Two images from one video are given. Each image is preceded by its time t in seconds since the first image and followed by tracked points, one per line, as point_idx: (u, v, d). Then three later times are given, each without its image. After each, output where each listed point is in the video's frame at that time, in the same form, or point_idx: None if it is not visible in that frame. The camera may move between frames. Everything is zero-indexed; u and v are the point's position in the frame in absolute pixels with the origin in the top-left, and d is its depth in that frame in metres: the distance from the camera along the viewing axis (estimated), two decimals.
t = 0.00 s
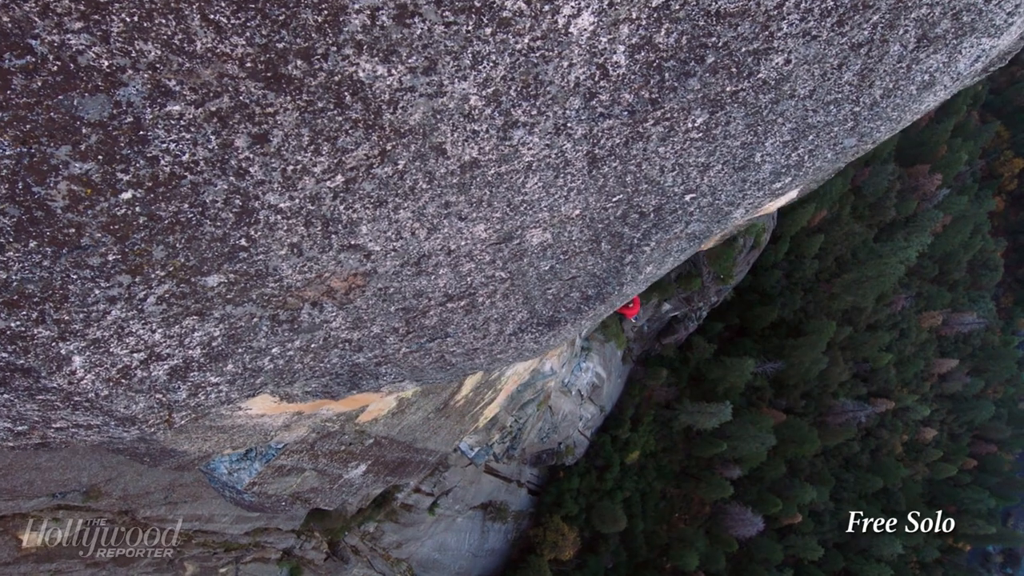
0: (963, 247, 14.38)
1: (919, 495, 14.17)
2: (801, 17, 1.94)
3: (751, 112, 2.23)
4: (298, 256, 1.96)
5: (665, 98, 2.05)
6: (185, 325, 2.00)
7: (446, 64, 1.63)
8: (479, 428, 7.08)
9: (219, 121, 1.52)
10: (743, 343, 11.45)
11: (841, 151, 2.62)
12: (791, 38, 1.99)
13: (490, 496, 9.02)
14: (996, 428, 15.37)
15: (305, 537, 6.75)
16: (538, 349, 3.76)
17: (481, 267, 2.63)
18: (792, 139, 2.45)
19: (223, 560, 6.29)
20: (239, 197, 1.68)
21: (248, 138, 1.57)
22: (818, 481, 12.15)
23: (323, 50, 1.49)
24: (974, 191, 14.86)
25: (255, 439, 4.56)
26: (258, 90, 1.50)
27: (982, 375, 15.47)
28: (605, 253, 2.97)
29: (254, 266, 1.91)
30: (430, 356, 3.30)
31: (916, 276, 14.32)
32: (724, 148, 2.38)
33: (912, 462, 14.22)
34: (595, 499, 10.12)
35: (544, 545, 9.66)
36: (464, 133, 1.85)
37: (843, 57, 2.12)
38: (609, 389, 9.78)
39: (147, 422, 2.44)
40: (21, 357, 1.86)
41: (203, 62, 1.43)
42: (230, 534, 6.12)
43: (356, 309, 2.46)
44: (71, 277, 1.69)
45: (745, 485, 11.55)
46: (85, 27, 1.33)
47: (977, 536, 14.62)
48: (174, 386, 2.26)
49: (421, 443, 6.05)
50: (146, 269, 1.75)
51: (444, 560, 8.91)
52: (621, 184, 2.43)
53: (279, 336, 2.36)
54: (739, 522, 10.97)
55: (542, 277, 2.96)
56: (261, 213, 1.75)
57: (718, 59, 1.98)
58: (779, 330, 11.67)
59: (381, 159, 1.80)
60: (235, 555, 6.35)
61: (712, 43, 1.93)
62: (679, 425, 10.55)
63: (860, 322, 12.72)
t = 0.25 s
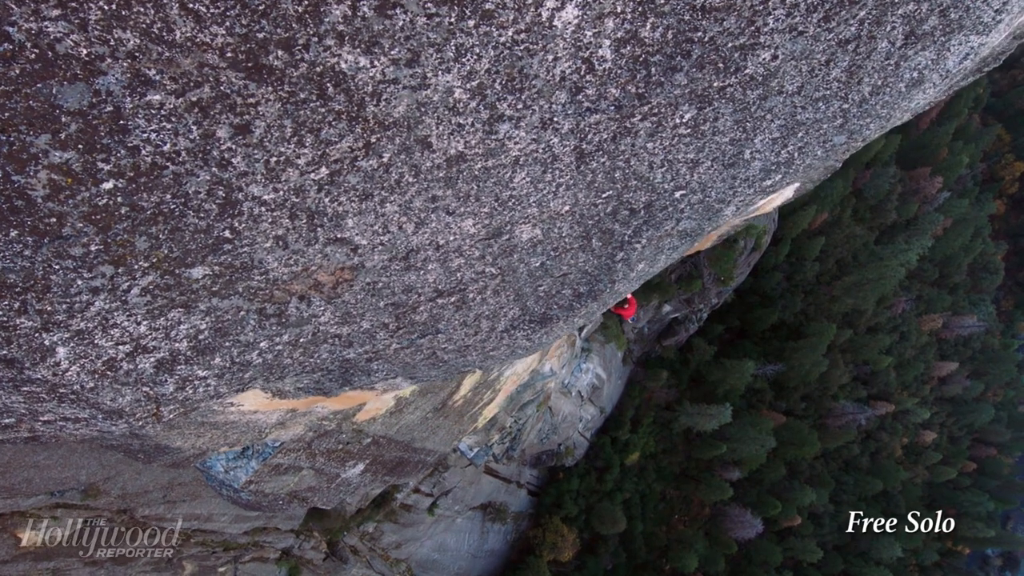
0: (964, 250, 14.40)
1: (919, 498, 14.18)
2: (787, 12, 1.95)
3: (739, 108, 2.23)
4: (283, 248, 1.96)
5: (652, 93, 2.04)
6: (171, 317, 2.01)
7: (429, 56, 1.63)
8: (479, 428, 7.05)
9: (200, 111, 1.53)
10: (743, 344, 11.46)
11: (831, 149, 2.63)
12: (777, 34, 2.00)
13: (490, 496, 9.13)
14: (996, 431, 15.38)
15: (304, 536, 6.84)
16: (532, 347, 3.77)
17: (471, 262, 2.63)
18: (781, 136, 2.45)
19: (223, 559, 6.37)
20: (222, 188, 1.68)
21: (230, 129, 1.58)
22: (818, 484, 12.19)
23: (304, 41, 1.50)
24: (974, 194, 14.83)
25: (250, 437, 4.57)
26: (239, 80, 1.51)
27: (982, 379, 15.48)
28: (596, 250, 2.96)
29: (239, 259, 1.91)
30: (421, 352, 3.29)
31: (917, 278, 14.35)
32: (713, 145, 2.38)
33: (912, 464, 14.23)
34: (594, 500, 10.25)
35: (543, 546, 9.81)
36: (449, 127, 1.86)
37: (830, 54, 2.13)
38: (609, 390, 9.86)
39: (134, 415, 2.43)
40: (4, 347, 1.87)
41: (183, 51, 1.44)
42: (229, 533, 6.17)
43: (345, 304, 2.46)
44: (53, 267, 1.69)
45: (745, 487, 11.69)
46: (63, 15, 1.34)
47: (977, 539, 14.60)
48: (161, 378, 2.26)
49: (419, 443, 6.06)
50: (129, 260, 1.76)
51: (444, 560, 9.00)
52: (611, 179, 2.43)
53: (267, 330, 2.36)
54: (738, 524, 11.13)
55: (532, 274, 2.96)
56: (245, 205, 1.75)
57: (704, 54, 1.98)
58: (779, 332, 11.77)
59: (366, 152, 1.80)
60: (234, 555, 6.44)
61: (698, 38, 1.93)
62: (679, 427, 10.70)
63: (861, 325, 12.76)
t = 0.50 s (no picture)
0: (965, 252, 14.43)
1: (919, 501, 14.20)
2: (773, 7, 1.95)
3: (727, 103, 2.23)
4: (268, 241, 1.96)
5: (639, 87, 2.04)
6: (156, 310, 2.01)
7: (412, 49, 1.64)
8: (478, 428, 7.07)
9: (181, 102, 1.54)
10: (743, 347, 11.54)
11: (821, 145, 2.62)
12: (764, 29, 2.00)
13: (490, 497, 9.34)
14: (997, 434, 15.39)
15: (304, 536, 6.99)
16: (526, 344, 3.77)
17: (460, 258, 2.63)
18: (771, 132, 2.45)
19: (223, 559, 6.50)
20: (205, 179, 1.69)
21: (211, 120, 1.59)
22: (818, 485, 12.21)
23: (285, 32, 1.51)
24: (976, 197, 14.91)
25: (244, 435, 4.60)
26: (220, 71, 1.52)
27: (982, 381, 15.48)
28: (587, 247, 2.96)
29: (224, 252, 1.91)
30: (412, 348, 3.28)
31: (918, 281, 14.40)
32: (702, 141, 2.38)
33: (912, 467, 14.23)
34: (594, 501, 10.43)
35: (542, 547, 10.01)
36: (434, 121, 1.85)
37: (818, 49, 2.13)
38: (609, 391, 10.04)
39: (122, 409, 2.44)
40: None
41: (162, 41, 1.45)
42: (229, 533, 6.34)
43: (333, 299, 2.46)
44: (35, 258, 1.70)
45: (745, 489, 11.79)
46: (40, 4, 1.35)
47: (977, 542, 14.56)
48: (147, 372, 2.26)
49: (417, 443, 6.07)
50: (112, 251, 1.76)
51: (444, 561, 9.18)
52: (599, 175, 2.43)
53: (255, 325, 2.36)
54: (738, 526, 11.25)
55: (523, 270, 2.95)
56: (228, 197, 1.75)
57: (690, 49, 1.99)
58: (780, 334, 11.86)
59: (350, 145, 1.80)
60: (233, 555, 6.57)
61: (684, 32, 1.94)
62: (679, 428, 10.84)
63: (861, 327, 12.83)
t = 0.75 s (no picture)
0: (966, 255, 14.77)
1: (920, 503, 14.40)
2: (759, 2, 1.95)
3: (715, 99, 2.23)
4: (254, 235, 1.96)
5: (625, 82, 2.04)
6: (142, 303, 2.02)
7: (394, 41, 1.65)
8: (478, 429, 7.14)
9: (162, 93, 1.55)
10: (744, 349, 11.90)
11: (812, 142, 2.62)
12: (750, 23, 2.00)
13: (490, 499, 9.68)
14: (998, 437, 15.74)
15: (303, 535, 7.38)
16: (519, 342, 3.78)
17: (450, 253, 2.62)
18: (761, 128, 2.45)
19: (223, 556, 6.88)
20: (188, 171, 1.70)
21: (193, 112, 1.60)
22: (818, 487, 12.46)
23: (266, 23, 1.52)
24: (978, 199, 15.31)
25: (240, 434, 4.63)
26: (201, 62, 1.53)
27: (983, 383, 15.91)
28: (578, 244, 2.96)
29: (208, 245, 1.91)
30: (403, 345, 3.28)
31: (920, 283, 14.68)
32: (691, 137, 2.38)
33: (913, 469, 14.45)
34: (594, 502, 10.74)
35: (543, 547, 10.31)
36: (419, 114, 1.86)
37: (806, 44, 2.12)
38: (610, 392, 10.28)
39: (111, 403, 2.44)
40: None
41: (142, 32, 1.46)
42: (228, 532, 6.69)
43: (321, 293, 2.45)
44: (18, 249, 1.71)
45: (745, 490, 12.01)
46: None
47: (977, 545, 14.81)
48: (135, 366, 2.26)
49: (416, 442, 6.20)
50: (96, 243, 1.77)
51: (444, 560, 9.58)
52: (588, 171, 2.43)
53: (243, 320, 2.36)
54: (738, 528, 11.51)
55: (514, 267, 2.95)
56: (212, 189, 1.76)
57: (677, 42, 1.98)
58: (780, 336, 12.13)
59: (335, 138, 1.80)
60: (233, 555, 6.95)
61: (670, 26, 1.94)
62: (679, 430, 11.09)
63: (862, 329, 13.17)
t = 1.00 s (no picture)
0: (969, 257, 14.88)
1: (922, 505, 14.49)
2: None
3: (704, 94, 2.23)
4: (240, 229, 1.96)
5: (612, 76, 2.04)
6: (129, 297, 2.02)
7: (377, 34, 1.65)
8: (478, 429, 7.15)
9: (143, 85, 1.56)
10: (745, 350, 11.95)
11: (803, 139, 2.61)
12: (738, 17, 2.00)
13: (490, 499, 9.69)
14: (1001, 439, 15.82)
15: (303, 535, 7.41)
16: (513, 340, 3.79)
17: (440, 250, 2.63)
18: (751, 124, 2.45)
19: (223, 556, 6.90)
20: (171, 164, 1.71)
21: (175, 104, 1.61)
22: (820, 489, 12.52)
23: (247, 15, 1.52)
24: (981, 201, 15.38)
25: (234, 432, 4.63)
26: (181, 54, 1.54)
27: (987, 386, 15.99)
28: (570, 240, 2.96)
29: (194, 238, 1.92)
30: (395, 342, 3.29)
31: (922, 285, 14.77)
32: (680, 132, 2.38)
33: (915, 471, 14.56)
34: (594, 503, 10.73)
35: (544, 549, 10.29)
36: (404, 108, 1.86)
37: (793, 39, 2.12)
38: (611, 393, 10.31)
39: (100, 397, 2.45)
40: None
41: (121, 23, 1.46)
42: (229, 531, 6.72)
43: (309, 288, 2.45)
44: (2, 241, 1.72)
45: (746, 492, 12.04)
46: None
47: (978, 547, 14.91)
48: (123, 360, 2.27)
49: (415, 442, 6.19)
50: (80, 235, 1.78)
51: (444, 561, 9.57)
52: (577, 167, 2.42)
53: (231, 314, 2.36)
54: (739, 530, 11.51)
55: (505, 264, 2.95)
56: (196, 182, 1.77)
57: (663, 37, 1.98)
58: (783, 337, 12.19)
59: (319, 131, 1.80)
60: (234, 554, 6.96)
61: (655, 20, 1.93)
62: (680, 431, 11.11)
63: (864, 330, 13.25)
